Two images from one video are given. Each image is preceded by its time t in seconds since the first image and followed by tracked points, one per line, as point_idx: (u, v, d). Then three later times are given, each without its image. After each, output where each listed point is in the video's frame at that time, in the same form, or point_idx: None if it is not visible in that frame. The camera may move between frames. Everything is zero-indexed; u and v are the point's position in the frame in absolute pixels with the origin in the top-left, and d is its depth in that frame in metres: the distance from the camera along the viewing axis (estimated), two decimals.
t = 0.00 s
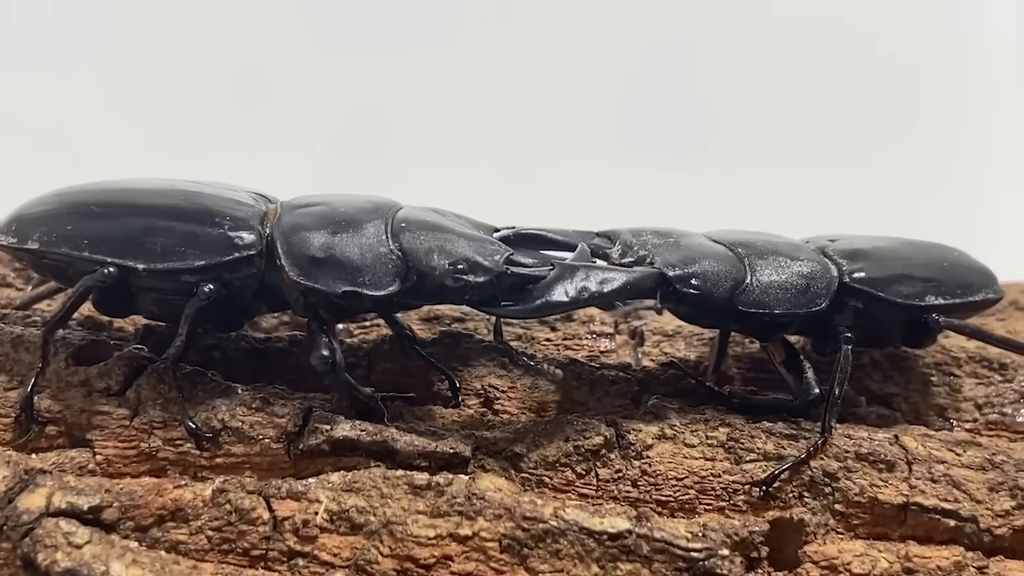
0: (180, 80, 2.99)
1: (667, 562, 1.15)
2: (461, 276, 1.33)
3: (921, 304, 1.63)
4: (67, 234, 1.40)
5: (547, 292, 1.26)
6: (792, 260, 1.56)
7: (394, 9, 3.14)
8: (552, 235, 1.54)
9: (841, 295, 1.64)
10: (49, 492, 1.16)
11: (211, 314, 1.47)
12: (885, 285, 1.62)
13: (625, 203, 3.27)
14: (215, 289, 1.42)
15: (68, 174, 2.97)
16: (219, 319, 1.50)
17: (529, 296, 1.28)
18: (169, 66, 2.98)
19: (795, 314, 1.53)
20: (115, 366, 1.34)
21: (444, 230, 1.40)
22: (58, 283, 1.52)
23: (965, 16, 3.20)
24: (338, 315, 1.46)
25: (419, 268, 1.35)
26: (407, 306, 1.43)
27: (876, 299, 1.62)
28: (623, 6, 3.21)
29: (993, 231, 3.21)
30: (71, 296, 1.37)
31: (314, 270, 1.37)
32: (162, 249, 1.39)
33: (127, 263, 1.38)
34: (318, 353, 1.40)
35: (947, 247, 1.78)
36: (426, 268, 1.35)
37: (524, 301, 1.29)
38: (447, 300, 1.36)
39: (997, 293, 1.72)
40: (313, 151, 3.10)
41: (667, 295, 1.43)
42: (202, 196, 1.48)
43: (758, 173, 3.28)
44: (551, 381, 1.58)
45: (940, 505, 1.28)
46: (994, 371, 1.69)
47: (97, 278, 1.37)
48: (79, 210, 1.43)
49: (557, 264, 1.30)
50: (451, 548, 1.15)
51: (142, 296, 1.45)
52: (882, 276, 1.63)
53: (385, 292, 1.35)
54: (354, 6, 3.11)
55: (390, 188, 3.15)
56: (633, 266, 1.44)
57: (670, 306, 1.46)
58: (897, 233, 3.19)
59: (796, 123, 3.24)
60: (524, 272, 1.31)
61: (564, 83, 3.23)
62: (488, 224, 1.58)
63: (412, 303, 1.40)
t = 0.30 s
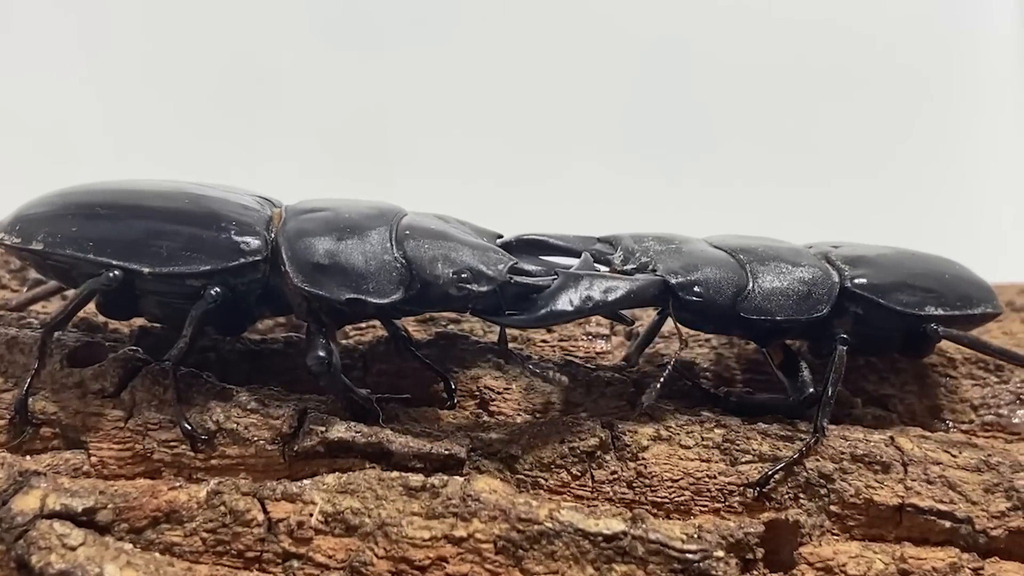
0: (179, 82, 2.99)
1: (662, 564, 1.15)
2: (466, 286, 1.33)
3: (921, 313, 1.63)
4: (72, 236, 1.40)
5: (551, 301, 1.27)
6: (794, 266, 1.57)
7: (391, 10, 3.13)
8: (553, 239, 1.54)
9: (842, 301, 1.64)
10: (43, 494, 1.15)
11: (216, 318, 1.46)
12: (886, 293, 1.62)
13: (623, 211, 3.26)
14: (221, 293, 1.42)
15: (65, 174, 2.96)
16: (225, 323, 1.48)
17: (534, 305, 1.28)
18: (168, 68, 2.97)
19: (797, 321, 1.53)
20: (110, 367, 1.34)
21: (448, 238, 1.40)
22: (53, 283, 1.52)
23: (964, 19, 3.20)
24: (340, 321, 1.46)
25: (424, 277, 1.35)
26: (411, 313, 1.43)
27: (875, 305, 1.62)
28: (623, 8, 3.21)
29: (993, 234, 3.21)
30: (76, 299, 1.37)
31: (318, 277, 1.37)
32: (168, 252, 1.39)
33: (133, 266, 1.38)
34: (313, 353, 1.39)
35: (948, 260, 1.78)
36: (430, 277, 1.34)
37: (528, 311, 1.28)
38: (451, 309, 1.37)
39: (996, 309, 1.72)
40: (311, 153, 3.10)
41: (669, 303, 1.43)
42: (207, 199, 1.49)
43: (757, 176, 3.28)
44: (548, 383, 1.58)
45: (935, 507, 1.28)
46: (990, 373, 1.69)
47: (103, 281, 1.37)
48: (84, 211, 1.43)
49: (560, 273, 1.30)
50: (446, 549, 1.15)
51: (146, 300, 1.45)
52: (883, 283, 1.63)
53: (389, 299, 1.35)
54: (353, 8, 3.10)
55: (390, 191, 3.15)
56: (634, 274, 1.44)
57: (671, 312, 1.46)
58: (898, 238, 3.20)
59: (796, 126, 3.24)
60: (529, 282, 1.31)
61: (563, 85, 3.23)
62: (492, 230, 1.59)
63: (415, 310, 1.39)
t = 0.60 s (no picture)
0: (180, 81, 2.99)
1: (663, 564, 1.15)
2: (457, 281, 1.32)
3: (917, 313, 1.63)
4: (63, 236, 1.40)
5: (544, 297, 1.25)
6: (789, 263, 1.57)
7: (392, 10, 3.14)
8: (550, 231, 1.53)
9: (837, 300, 1.64)
10: (43, 494, 1.15)
11: (212, 315, 1.47)
12: (881, 291, 1.63)
13: (624, 215, 3.26)
14: (216, 290, 1.42)
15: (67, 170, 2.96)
16: (220, 319, 1.50)
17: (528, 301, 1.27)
18: (169, 68, 2.98)
19: (791, 319, 1.53)
20: (110, 367, 1.34)
21: (439, 233, 1.39)
22: (53, 283, 1.52)
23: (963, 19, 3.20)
24: (332, 316, 1.46)
25: (414, 273, 1.34)
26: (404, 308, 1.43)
27: (869, 303, 1.62)
28: (623, 7, 3.21)
29: (993, 235, 3.22)
30: (71, 300, 1.37)
31: (309, 275, 1.37)
32: (159, 251, 1.39)
33: (125, 266, 1.38)
34: (310, 355, 1.39)
35: (944, 258, 1.78)
36: (421, 273, 1.34)
37: (521, 308, 1.27)
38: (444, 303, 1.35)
39: (992, 308, 1.72)
40: (312, 152, 3.10)
41: (662, 299, 1.43)
42: (198, 196, 1.48)
43: (758, 179, 3.28)
44: (548, 384, 1.58)
45: (935, 507, 1.28)
46: (990, 373, 1.69)
47: (98, 283, 1.38)
48: (75, 210, 1.43)
49: (554, 268, 1.28)
50: (446, 549, 1.15)
51: (141, 298, 1.46)
52: (878, 282, 1.64)
53: (380, 296, 1.35)
54: (354, 7, 3.11)
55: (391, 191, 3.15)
56: (629, 269, 1.44)
57: (666, 307, 1.46)
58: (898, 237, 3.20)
59: (797, 126, 3.24)
60: (521, 277, 1.31)
61: (563, 85, 3.23)
62: (486, 222, 1.58)
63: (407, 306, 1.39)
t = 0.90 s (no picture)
0: (180, 79, 2.99)
1: (662, 564, 1.15)
2: (443, 278, 1.33)
3: (907, 308, 1.63)
4: (48, 235, 1.40)
5: (536, 290, 1.25)
6: (781, 263, 1.57)
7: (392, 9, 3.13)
8: (539, 234, 1.53)
9: (826, 300, 1.65)
10: (42, 494, 1.15)
11: (196, 320, 1.47)
12: (871, 289, 1.63)
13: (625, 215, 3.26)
14: (201, 293, 1.42)
15: (67, 169, 2.96)
16: (207, 322, 1.49)
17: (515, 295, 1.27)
18: (168, 65, 2.97)
19: (783, 317, 1.53)
20: (109, 367, 1.34)
21: (425, 230, 1.39)
22: (50, 284, 1.52)
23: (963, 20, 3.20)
24: (321, 316, 1.45)
25: (400, 271, 1.35)
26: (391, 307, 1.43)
27: (858, 302, 1.63)
28: (625, 5, 3.21)
29: (992, 234, 3.22)
30: (59, 300, 1.38)
31: (294, 273, 1.37)
32: (144, 251, 1.39)
33: (110, 265, 1.38)
34: (305, 359, 1.39)
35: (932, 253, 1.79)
36: (407, 270, 1.34)
37: (510, 301, 1.27)
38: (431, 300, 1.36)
39: (983, 299, 1.72)
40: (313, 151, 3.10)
41: (653, 296, 1.43)
42: (186, 196, 1.48)
43: (759, 179, 3.28)
44: (547, 385, 1.58)
45: (935, 507, 1.28)
46: (989, 373, 1.69)
47: (82, 284, 1.38)
48: (60, 210, 1.43)
49: (543, 262, 1.28)
50: (445, 550, 1.15)
51: (126, 298, 1.45)
52: (867, 280, 1.64)
53: (365, 294, 1.35)
54: (355, 6, 3.11)
55: (391, 191, 3.15)
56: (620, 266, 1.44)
57: (657, 306, 1.46)
58: (899, 237, 3.20)
59: (797, 126, 3.24)
60: (508, 273, 1.31)
61: (564, 84, 3.23)
62: (474, 218, 1.58)
63: (394, 304, 1.40)
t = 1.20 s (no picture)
0: (180, 79, 2.99)
1: (660, 564, 1.15)
2: (444, 286, 1.31)
3: (906, 311, 1.63)
4: (49, 235, 1.41)
5: (536, 298, 1.25)
6: (781, 266, 1.57)
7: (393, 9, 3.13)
8: (538, 236, 1.53)
9: (827, 302, 1.64)
10: (40, 494, 1.15)
11: (193, 324, 1.46)
12: (872, 291, 1.63)
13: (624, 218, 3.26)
14: (199, 298, 1.42)
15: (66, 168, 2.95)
16: (206, 323, 1.49)
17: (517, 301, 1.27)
18: (168, 64, 2.97)
19: (784, 322, 1.53)
20: (108, 368, 1.34)
21: (427, 237, 1.39)
22: (48, 284, 1.52)
23: (964, 20, 3.21)
24: (321, 320, 1.44)
25: (401, 278, 1.34)
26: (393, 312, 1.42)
27: (859, 304, 1.63)
28: (625, 5, 3.21)
29: (991, 234, 3.23)
30: (58, 300, 1.38)
31: (296, 279, 1.37)
32: (146, 253, 1.39)
33: (111, 267, 1.38)
34: (304, 360, 1.39)
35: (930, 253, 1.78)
36: (408, 278, 1.34)
37: (511, 309, 1.27)
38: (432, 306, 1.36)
39: (979, 299, 1.72)
40: (313, 151, 3.10)
41: (657, 302, 1.42)
42: (187, 197, 1.48)
43: (758, 180, 3.28)
44: (545, 385, 1.58)
45: (933, 507, 1.28)
46: (987, 373, 1.69)
47: (82, 284, 1.38)
48: (61, 209, 1.43)
49: (545, 270, 1.28)
50: (444, 550, 1.15)
51: (125, 298, 1.45)
52: (867, 283, 1.64)
53: (367, 301, 1.34)
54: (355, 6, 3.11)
55: (390, 192, 3.15)
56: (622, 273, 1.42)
57: (659, 312, 1.44)
58: (899, 237, 3.20)
59: (797, 126, 3.24)
60: (509, 280, 1.31)
61: (564, 84, 3.23)
62: (474, 222, 1.58)
63: (396, 309, 1.39)
